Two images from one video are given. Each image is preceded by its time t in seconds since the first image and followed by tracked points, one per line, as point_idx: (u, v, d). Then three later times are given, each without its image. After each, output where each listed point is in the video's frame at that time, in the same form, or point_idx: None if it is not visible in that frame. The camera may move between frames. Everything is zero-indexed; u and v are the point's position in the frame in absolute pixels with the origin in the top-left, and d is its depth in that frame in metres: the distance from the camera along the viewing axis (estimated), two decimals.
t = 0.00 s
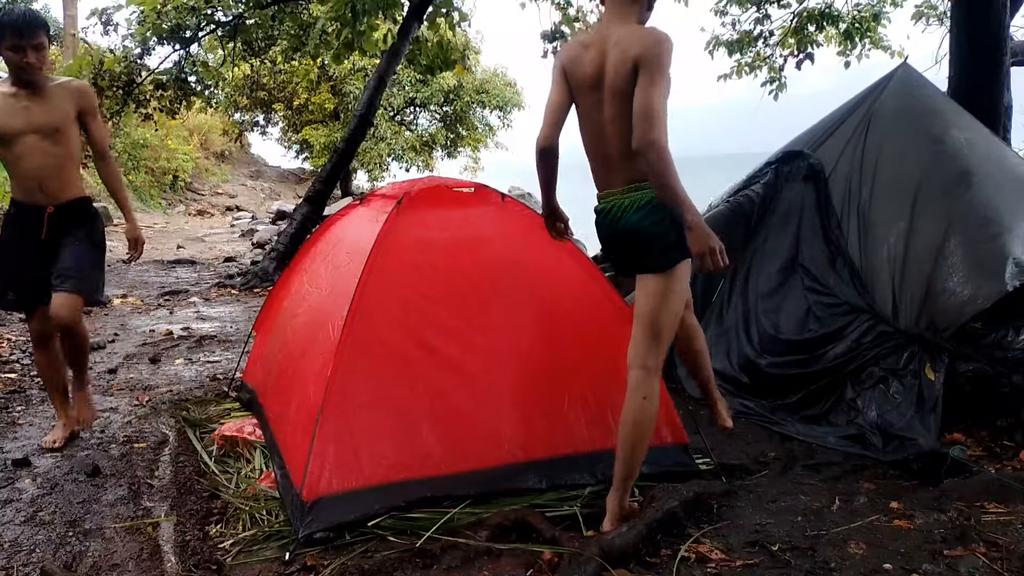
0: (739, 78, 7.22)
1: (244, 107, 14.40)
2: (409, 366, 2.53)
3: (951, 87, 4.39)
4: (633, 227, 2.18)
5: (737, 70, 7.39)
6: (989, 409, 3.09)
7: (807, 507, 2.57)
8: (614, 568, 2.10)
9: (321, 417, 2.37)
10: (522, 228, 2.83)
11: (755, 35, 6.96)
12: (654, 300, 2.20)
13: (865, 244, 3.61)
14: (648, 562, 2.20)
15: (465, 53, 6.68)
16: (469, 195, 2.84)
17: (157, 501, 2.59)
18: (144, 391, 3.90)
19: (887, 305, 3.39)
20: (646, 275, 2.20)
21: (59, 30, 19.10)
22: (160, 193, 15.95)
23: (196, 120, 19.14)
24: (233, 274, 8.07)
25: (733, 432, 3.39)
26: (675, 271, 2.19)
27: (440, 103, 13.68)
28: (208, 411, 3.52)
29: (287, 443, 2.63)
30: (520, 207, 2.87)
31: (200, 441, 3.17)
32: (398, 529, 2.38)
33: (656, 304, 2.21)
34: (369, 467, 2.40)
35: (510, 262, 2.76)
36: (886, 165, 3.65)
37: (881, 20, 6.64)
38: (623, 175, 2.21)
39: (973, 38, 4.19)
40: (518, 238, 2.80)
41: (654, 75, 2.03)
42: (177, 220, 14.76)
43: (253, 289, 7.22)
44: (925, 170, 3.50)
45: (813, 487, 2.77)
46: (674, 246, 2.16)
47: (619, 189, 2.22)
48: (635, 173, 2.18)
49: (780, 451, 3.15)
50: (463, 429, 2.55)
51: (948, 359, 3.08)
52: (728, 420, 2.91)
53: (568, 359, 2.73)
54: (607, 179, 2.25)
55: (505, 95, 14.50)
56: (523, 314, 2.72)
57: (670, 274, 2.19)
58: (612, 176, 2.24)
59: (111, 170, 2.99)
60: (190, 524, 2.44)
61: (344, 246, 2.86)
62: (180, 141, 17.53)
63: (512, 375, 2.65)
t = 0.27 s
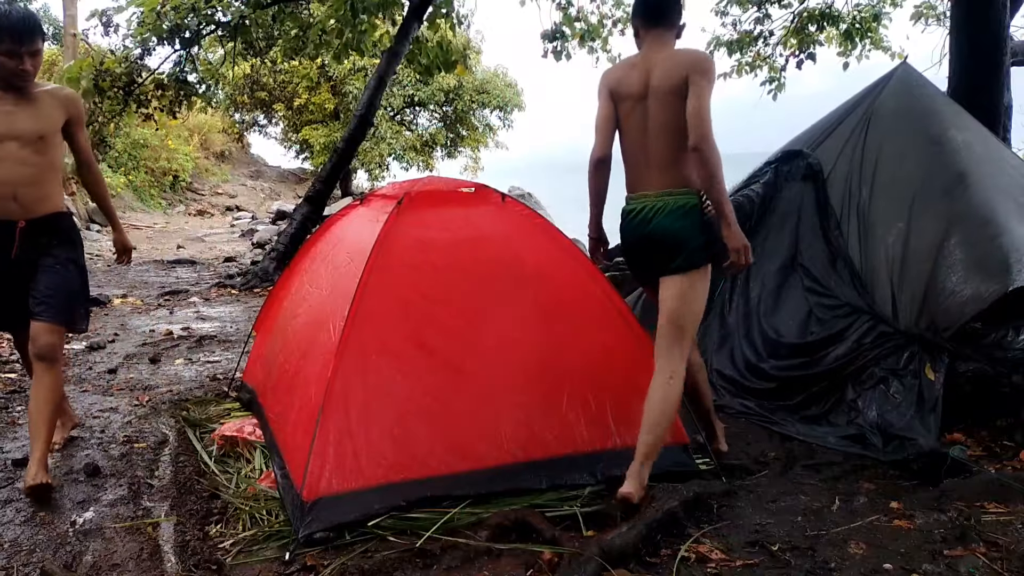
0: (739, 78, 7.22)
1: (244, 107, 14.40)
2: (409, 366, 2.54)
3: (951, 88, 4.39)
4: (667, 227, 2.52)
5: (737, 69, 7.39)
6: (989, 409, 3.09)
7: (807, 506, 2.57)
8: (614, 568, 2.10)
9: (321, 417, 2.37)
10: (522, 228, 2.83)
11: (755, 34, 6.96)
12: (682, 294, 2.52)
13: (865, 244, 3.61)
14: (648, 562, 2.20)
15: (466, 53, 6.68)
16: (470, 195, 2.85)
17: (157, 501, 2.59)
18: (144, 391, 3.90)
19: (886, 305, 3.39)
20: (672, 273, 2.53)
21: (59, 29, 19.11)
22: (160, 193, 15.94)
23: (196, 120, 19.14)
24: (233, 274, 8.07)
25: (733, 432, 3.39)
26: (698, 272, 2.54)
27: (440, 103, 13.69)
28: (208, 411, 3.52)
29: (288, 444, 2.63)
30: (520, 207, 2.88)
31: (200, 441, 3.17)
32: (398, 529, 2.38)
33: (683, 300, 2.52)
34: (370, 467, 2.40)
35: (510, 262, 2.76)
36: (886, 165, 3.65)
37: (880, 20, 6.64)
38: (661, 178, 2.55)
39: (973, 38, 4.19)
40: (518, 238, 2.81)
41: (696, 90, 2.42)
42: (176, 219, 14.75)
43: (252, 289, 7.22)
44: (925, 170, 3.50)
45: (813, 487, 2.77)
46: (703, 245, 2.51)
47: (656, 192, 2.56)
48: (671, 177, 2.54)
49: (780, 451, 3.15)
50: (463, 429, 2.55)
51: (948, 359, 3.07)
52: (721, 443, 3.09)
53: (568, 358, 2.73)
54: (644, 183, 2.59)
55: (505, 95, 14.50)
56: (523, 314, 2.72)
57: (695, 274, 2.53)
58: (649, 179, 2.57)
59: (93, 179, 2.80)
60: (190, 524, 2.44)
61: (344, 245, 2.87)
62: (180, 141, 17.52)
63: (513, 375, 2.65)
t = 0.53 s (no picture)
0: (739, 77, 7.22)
1: (244, 107, 14.41)
2: (410, 366, 2.54)
3: (951, 88, 4.39)
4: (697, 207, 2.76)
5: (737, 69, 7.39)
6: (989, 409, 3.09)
7: (807, 506, 2.57)
8: (614, 568, 2.11)
9: (321, 418, 2.37)
10: (522, 228, 2.83)
11: (755, 34, 6.96)
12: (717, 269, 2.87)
13: (865, 245, 3.61)
14: (648, 562, 2.20)
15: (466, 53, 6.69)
16: (469, 195, 2.85)
17: (157, 501, 2.59)
18: (144, 391, 3.90)
19: (886, 306, 3.40)
20: (697, 242, 2.79)
21: (59, 28, 19.15)
22: (161, 194, 15.94)
23: (196, 120, 19.14)
24: (232, 274, 8.07)
25: (733, 432, 3.39)
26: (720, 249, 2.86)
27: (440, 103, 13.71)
28: (208, 411, 3.52)
29: (287, 444, 2.62)
30: (520, 207, 2.88)
31: (200, 441, 3.17)
32: (398, 529, 2.38)
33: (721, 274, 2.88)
34: (370, 467, 2.41)
35: (510, 262, 2.76)
36: (885, 165, 3.65)
37: (880, 20, 6.64)
38: (682, 161, 2.79)
39: (973, 38, 4.19)
40: (517, 238, 2.81)
41: (722, 85, 2.76)
42: (176, 219, 14.76)
43: (253, 289, 7.21)
44: (925, 171, 3.49)
45: (813, 487, 2.77)
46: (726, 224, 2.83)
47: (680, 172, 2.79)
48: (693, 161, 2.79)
49: (780, 451, 3.15)
50: (463, 429, 2.55)
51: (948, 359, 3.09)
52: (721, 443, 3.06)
53: (568, 359, 2.73)
54: (665, 165, 2.81)
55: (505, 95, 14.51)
56: (523, 314, 2.72)
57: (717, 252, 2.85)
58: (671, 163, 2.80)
59: (69, 171, 2.64)
60: (190, 524, 2.44)
61: (343, 245, 2.86)
62: (180, 141, 17.53)
63: (513, 375, 2.65)
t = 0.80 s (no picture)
0: (739, 77, 7.23)
1: (244, 107, 14.41)
2: (409, 366, 2.53)
3: (951, 88, 4.39)
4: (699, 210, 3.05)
5: (736, 69, 7.39)
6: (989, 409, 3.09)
7: (807, 507, 2.57)
8: (614, 568, 2.11)
9: (321, 418, 2.37)
10: (522, 228, 2.83)
11: (755, 34, 6.97)
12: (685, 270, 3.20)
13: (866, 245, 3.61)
14: (648, 562, 2.20)
15: (465, 53, 6.70)
16: (469, 195, 2.84)
17: (157, 500, 2.59)
18: (144, 391, 3.90)
19: (886, 306, 3.40)
20: (694, 239, 3.10)
21: (59, 27, 19.16)
22: (161, 194, 15.94)
23: (196, 120, 19.15)
24: (232, 274, 8.07)
25: (733, 432, 3.39)
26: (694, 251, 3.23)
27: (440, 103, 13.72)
28: (208, 411, 3.52)
29: (287, 445, 2.62)
30: (520, 207, 2.88)
31: (200, 440, 3.17)
32: (398, 529, 2.38)
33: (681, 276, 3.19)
34: (369, 468, 2.40)
35: (510, 262, 2.76)
36: (885, 165, 3.65)
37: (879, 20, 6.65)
38: (682, 169, 3.01)
39: (973, 38, 4.19)
40: (517, 239, 2.81)
41: (717, 99, 3.01)
42: (176, 219, 14.75)
43: (252, 289, 7.21)
44: (924, 171, 3.49)
45: (813, 487, 2.77)
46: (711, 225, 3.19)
47: (681, 178, 3.01)
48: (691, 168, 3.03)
49: (780, 451, 3.15)
50: (462, 429, 2.55)
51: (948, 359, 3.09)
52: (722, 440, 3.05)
53: (568, 359, 2.73)
54: (667, 172, 3.00)
55: (505, 95, 14.52)
56: (523, 314, 2.72)
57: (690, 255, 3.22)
58: (672, 171, 3.01)
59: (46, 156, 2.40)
60: (190, 524, 2.44)
61: (344, 245, 2.86)
62: (179, 141, 17.53)
63: (512, 376, 2.65)
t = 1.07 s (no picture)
0: (738, 77, 7.23)
1: (244, 107, 14.41)
2: (410, 367, 2.54)
3: (951, 88, 4.39)
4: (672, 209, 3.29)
5: (735, 69, 7.39)
6: (989, 409, 3.09)
7: (807, 507, 2.57)
8: (614, 568, 2.11)
9: (321, 419, 2.37)
10: (523, 228, 2.83)
11: (754, 34, 6.96)
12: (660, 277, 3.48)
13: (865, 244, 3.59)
14: (648, 562, 2.20)
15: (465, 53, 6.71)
16: (470, 195, 2.85)
17: (157, 500, 2.59)
18: (144, 391, 3.90)
19: (886, 306, 3.39)
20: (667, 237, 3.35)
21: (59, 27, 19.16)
22: (161, 194, 15.93)
23: (196, 120, 19.16)
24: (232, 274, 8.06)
25: (733, 432, 3.39)
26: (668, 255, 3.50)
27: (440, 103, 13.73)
28: (208, 411, 3.52)
29: (286, 446, 2.61)
30: (520, 207, 2.88)
31: (200, 440, 3.17)
32: (398, 529, 2.38)
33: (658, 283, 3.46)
34: (369, 468, 2.40)
35: (511, 262, 2.77)
36: (885, 165, 3.65)
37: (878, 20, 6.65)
38: (655, 171, 3.27)
39: (973, 38, 4.19)
40: (518, 239, 2.81)
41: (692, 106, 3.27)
42: (176, 219, 14.75)
43: (252, 289, 7.20)
44: (924, 172, 3.50)
45: (813, 487, 2.77)
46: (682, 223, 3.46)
47: (654, 179, 3.27)
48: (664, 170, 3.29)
49: (780, 452, 3.15)
50: (463, 429, 2.55)
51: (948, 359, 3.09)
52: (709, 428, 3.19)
53: (568, 360, 2.73)
54: (641, 174, 3.27)
55: (505, 94, 14.52)
56: (523, 315, 2.72)
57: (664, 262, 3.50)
58: (644, 173, 3.27)
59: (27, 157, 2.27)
60: (190, 524, 2.44)
61: (344, 245, 2.86)
62: (179, 141, 17.53)
63: (513, 376, 2.65)
